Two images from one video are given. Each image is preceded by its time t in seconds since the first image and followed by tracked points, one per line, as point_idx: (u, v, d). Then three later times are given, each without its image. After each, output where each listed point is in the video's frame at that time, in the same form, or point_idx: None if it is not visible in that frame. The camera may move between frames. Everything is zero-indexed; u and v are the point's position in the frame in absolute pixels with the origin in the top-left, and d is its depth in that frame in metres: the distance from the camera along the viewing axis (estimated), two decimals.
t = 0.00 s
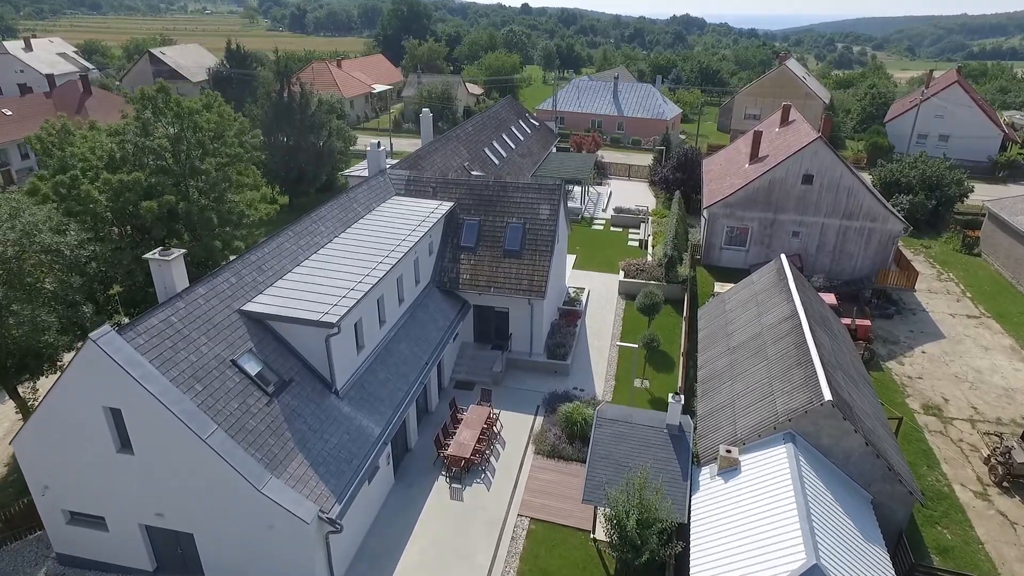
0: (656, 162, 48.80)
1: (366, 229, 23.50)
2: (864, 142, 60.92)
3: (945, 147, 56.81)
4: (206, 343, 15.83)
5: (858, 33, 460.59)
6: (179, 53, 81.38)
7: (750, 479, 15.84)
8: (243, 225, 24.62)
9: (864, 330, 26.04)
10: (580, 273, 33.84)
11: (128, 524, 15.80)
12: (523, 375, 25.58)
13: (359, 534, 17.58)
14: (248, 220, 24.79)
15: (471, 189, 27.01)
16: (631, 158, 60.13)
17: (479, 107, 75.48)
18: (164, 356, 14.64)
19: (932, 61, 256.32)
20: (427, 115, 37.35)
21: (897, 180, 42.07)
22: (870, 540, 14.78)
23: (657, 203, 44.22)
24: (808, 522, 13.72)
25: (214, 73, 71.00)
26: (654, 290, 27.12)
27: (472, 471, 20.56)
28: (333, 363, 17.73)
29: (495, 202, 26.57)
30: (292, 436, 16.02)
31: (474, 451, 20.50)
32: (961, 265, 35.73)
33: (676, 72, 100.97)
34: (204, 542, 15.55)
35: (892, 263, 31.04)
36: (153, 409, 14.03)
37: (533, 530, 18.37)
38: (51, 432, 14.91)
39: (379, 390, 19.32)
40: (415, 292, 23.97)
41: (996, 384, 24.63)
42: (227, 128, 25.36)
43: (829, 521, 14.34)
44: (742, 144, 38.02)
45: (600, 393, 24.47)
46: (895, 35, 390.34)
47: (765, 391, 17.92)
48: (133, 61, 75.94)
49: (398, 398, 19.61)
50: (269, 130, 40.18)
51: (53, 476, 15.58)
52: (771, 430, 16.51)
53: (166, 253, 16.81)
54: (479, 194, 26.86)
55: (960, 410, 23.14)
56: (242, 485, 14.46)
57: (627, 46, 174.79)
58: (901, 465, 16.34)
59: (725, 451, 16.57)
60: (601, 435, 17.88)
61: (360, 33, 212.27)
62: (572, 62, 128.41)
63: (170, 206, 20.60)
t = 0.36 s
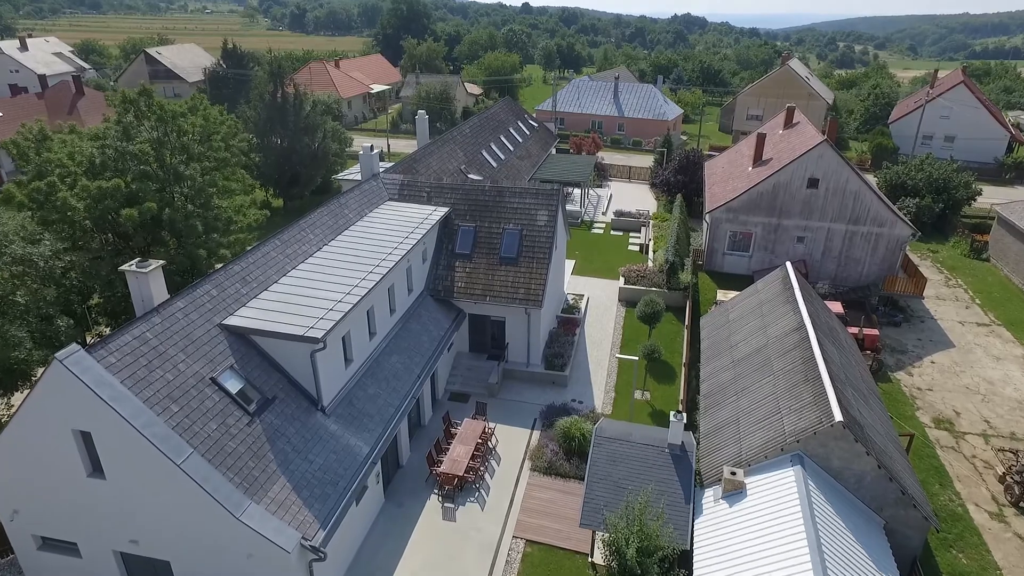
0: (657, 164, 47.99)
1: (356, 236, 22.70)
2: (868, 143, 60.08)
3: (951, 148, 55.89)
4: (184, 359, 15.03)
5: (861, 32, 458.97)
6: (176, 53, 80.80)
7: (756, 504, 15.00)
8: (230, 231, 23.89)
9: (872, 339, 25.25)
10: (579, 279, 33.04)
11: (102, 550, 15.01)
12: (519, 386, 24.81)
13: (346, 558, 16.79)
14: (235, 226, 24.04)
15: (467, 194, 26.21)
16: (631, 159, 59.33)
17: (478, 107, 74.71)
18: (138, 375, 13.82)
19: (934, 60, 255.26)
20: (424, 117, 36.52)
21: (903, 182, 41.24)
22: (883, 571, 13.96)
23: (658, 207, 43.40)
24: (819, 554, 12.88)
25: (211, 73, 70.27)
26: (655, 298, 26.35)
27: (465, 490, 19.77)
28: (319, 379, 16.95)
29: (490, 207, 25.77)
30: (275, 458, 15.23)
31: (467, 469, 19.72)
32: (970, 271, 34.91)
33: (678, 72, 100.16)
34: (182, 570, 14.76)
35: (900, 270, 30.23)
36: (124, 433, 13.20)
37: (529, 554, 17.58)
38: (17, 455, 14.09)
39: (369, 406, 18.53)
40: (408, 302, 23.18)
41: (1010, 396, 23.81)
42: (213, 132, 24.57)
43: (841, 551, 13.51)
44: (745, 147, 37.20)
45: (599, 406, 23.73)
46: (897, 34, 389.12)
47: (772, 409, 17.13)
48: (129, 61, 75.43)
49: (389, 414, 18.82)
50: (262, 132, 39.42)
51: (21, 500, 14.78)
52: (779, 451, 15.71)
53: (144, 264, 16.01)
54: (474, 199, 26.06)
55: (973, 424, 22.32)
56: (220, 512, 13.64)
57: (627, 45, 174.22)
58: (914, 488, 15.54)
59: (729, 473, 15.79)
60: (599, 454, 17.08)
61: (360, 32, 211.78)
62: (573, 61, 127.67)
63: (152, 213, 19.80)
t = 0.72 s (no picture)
0: (658, 166, 47.07)
1: (346, 245, 21.82)
2: (872, 144, 59.16)
3: (957, 149, 54.95)
4: (158, 381, 14.14)
5: (863, 31, 457.43)
6: (172, 53, 80.05)
7: (766, 534, 14.09)
8: (214, 239, 23.08)
9: (881, 350, 24.36)
10: (578, 286, 32.15)
11: None
12: (516, 399, 23.96)
13: None
14: (219, 234, 23.25)
15: (462, 200, 25.33)
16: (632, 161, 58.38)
17: (477, 108, 73.83)
18: (105, 399, 12.94)
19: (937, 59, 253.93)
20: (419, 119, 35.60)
21: (910, 186, 40.32)
22: None
23: (659, 210, 42.50)
24: None
25: (206, 73, 69.43)
26: (657, 307, 25.48)
27: (458, 511, 18.90)
28: (303, 399, 16.08)
29: (486, 214, 24.89)
30: (254, 485, 14.36)
31: (461, 489, 18.86)
32: (980, 277, 34.01)
33: (679, 72, 99.23)
34: None
35: (909, 277, 29.34)
36: (89, 461, 12.26)
37: None
38: None
39: (356, 425, 17.68)
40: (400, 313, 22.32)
41: None
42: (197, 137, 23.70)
43: None
44: (749, 149, 36.29)
45: (599, 421, 22.88)
46: (898, 33, 387.90)
47: (780, 430, 16.26)
48: (124, 62, 74.75)
49: (378, 433, 17.96)
50: (255, 134, 38.55)
51: None
52: (788, 477, 14.84)
53: (117, 278, 15.18)
54: (470, 205, 25.18)
55: (989, 440, 21.42)
56: (192, 547, 12.69)
57: (627, 45, 173.19)
58: (932, 516, 14.68)
59: (736, 500, 14.86)
60: (598, 478, 16.17)
61: (360, 32, 211.05)
62: (573, 61, 126.76)
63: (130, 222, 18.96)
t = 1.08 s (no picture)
0: (659, 168, 46.10)
1: (334, 255, 20.87)
2: (877, 145, 58.17)
3: (964, 150, 53.94)
4: (125, 409, 13.17)
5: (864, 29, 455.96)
6: (168, 52, 79.23)
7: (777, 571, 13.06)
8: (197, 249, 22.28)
9: (892, 364, 23.38)
10: (577, 294, 31.21)
11: None
12: (512, 415, 23.03)
13: None
14: (202, 243, 22.43)
15: (456, 207, 24.38)
16: (633, 163, 57.41)
17: (475, 108, 72.92)
18: (65, 431, 11.95)
19: (939, 58, 252.79)
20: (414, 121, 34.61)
21: (918, 189, 39.34)
22: None
23: (660, 214, 41.54)
24: None
25: (201, 73, 68.53)
26: (659, 318, 24.56)
27: (450, 538, 17.96)
28: (284, 424, 15.15)
29: (481, 221, 23.93)
30: (230, 518, 13.39)
31: (453, 514, 17.92)
32: (991, 284, 33.03)
33: (680, 71, 98.21)
34: None
35: (919, 285, 28.38)
36: (44, 500, 11.19)
37: None
38: None
39: (342, 449, 16.75)
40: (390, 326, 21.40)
41: None
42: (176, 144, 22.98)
43: None
44: (753, 152, 35.34)
45: (598, 438, 21.96)
46: (900, 31, 386.59)
47: (790, 456, 15.33)
48: (119, 62, 74.01)
49: (365, 457, 17.03)
50: (247, 136, 37.58)
51: None
52: (800, 509, 13.90)
53: (85, 295, 14.21)
54: (464, 212, 24.22)
55: (1006, 459, 20.47)
56: None
57: (628, 44, 172.26)
58: (954, 550, 13.77)
59: (743, 534, 13.85)
60: (596, 508, 15.18)
61: (360, 31, 210.23)
62: (573, 60, 125.81)
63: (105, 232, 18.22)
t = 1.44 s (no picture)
0: (661, 171, 45.02)
1: (319, 267, 19.85)
2: (882, 147, 57.11)
3: (972, 152, 52.89)
4: (84, 442, 12.10)
5: (866, 27, 454.22)
6: (163, 52, 78.18)
7: None
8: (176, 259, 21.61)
9: (904, 379, 22.40)
10: (576, 303, 30.18)
11: None
12: (507, 434, 22.04)
13: None
14: (183, 254, 21.77)
15: (449, 215, 23.38)
16: (633, 165, 56.36)
17: (474, 108, 71.81)
18: (15, 470, 10.86)
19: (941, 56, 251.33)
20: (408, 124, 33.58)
21: (926, 193, 38.31)
22: None
23: (662, 218, 40.50)
24: None
25: (195, 73, 67.54)
26: (661, 331, 23.53)
27: (440, 569, 16.97)
28: (261, 454, 14.14)
29: (475, 231, 22.93)
30: (199, 559, 12.31)
31: (443, 544, 16.92)
32: (1004, 291, 32.00)
33: (681, 70, 97.08)
34: None
35: (930, 295, 27.37)
36: None
37: None
38: None
39: (325, 478, 15.74)
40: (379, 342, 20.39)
41: None
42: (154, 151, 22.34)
43: None
44: (757, 156, 34.32)
45: (598, 458, 20.96)
46: (902, 29, 384.94)
47: (804, 488, 14.33)
48: (112, 62, 73.03)
49: (350, 485, 16.03)
50: (237, 139, 36.53)
51: None
52: (815, 548, 12.90)
53: (46, 317, 13.23)
54: (458, 220, 23.22)
55: None
56: None
57: (628, 43, 171.13)
58: None
59: None
60: (596, 544, 14.16)
61: (359, 30, 209.04)
62: (573, 59, 124.65)
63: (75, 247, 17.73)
